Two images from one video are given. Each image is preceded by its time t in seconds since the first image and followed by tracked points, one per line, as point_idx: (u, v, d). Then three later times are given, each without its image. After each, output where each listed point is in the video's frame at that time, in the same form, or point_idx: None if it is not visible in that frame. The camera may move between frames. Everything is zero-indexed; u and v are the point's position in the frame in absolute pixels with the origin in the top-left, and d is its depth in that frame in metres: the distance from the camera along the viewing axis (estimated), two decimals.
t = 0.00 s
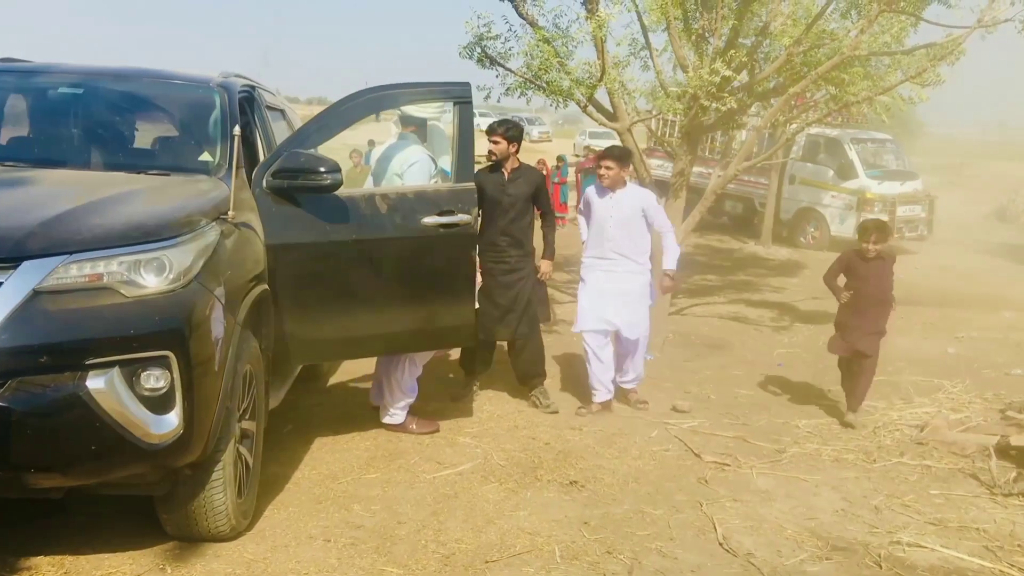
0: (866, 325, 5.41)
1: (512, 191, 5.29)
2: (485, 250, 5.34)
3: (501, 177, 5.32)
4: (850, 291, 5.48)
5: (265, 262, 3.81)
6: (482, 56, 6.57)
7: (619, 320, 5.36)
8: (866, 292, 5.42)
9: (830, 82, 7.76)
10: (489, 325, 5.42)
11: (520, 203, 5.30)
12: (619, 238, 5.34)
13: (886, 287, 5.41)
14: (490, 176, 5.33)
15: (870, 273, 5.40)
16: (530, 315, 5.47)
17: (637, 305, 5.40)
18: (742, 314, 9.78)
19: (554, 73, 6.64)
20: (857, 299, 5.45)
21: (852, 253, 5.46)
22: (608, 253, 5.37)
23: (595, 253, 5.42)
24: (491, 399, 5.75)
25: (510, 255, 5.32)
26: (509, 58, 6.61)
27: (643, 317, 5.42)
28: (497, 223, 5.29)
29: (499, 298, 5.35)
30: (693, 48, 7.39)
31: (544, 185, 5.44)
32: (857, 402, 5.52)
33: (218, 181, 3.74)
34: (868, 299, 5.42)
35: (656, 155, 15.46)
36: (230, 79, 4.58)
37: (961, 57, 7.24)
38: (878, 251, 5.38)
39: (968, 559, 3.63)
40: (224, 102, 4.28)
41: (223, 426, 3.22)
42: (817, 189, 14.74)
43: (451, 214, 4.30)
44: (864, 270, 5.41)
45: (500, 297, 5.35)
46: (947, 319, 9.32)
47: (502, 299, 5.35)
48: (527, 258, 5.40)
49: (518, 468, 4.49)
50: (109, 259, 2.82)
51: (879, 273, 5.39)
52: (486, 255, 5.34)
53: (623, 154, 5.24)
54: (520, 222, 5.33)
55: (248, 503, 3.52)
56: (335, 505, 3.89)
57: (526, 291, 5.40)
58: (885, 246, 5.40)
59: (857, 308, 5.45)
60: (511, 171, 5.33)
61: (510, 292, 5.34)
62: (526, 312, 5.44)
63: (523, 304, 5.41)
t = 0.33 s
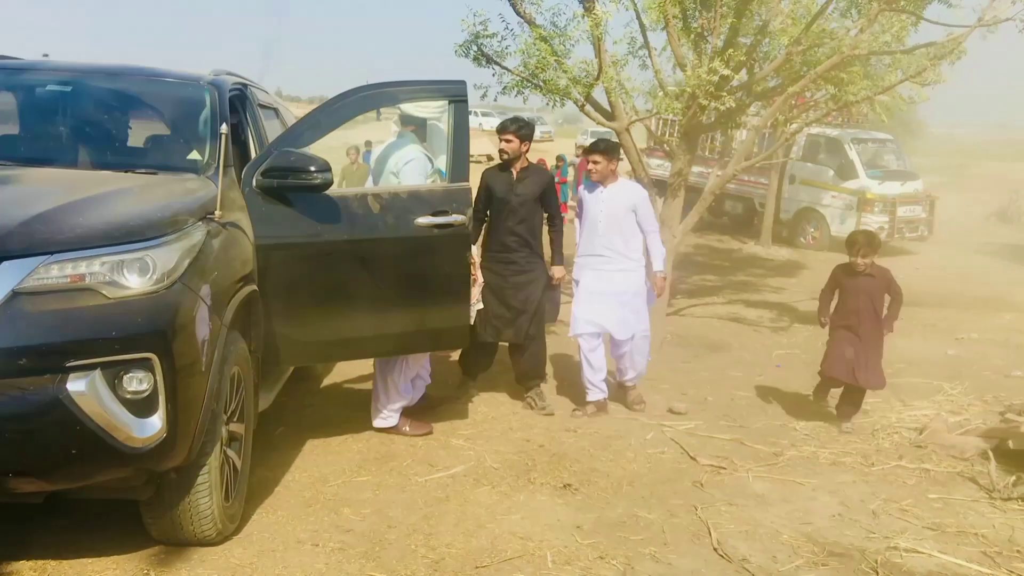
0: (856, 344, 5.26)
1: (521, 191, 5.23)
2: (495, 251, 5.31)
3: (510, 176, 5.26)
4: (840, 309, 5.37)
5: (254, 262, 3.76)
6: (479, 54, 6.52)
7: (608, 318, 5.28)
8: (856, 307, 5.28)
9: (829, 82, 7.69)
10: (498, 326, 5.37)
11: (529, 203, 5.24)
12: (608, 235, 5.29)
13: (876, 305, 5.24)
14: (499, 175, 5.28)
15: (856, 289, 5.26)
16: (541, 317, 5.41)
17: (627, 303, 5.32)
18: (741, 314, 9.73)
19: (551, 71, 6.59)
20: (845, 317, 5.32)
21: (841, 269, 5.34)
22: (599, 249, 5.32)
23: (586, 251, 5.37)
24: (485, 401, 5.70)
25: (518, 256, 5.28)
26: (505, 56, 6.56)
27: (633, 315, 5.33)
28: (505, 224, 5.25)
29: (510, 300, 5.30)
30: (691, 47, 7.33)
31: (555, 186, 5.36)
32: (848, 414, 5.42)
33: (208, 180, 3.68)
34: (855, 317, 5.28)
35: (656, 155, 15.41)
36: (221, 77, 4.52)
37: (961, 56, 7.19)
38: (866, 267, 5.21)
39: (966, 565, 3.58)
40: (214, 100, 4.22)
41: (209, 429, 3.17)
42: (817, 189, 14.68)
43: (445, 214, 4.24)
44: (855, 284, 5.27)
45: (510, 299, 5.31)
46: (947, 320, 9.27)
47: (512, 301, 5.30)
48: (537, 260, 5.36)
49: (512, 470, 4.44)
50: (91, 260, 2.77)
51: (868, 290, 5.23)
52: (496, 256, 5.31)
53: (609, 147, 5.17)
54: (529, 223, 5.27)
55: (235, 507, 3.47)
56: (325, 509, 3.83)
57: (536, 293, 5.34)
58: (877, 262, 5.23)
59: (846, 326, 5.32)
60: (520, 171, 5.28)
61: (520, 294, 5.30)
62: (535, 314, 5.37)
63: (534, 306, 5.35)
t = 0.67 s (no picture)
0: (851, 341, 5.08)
1: (526, 191, 5.17)
2: (500, 252, 5.26)
3: (516, 176, 5.20)
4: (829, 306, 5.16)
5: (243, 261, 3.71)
6: (473, 51, 6.47)
7: (605, 313, 5.23)
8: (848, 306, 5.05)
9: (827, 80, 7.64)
10: (501, 326, 5.34)
11: (535, 204, 5.19)
12: (602, 228, 5.21)
13: (868, 302, 5.04)
14: (504, 174, 5.22)
15: (847, 287, 5.04)
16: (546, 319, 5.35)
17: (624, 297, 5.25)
18: (738, 313, 9.69)
19: (546, 68, 6.55)
20: (835, 316, 5.11)
21: (830, 266, 5.12)
22: (593, 243, 5.25)
23: (580, 246, 5.31)
24: (480, 400, 5.66)
25: (524, 257, 5.23)
26: (500, 53, 6.51)
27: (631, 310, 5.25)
28: (511, 224, 5.21)
29: (513, 300, 5.26)
30: (688, 45, 7.28)
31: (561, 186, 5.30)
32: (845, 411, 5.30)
33: (195, 178, 3.64)
34: (847, 315, 5.07)
35: (653, 153, 15.36)
36: (212, 74, 4.47)
37: (959, 53, 7.15)
38: (856, 264, 5.00)
39: (963, 567, 3.55)
40: (204, 97, 4.17)
41: (197, 431, 3.13)
42: (815, 187, 14.64)
43: (437, 213, 4.20)
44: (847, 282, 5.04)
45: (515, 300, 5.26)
46: (944, 319, 9.24)
47: (517, 302, 5.25)
48: (545, 262, 5.30)
49: (505, 471, 4.40)
50: (75, 259, 2.73)
51: (857, 287, 5.01)
52: (501, 257, 5.27)
53: (602, 139, 5.14)
54: (535, 224, 5.22)
55: (225, 509, 3.43)
56: (316, 510, 3.80)
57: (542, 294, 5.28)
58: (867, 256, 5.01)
59: (837, 325, 5.11)
60: (526, 170, 5.22)
61: (525, 296, 5.25)
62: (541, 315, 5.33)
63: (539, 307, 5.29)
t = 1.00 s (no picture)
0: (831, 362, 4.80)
1: (526, 189, 5.13)
2: (500, 250, 5.22)
3: (515, 174, 5.16)
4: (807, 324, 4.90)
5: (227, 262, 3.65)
6: (460, 48, 6.42)
7: (600, 315, 5.11)
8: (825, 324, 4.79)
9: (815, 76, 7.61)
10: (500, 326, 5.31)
11: (535, 202, 5.14)
12: (593, 227, 5.10)
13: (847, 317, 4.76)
14: (503, 172, 5.17)
15: (824, 301, 4.77)
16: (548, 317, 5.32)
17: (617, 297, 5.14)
18: (726, 311, 9.67)
19: (534, 65, 6.51)
20: (814, 336, 4.85)
21: (805, 279, 4.86)
22: (584, 243, 5.14)
23: (571, 246, 5.19)
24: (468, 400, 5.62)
25: (524, 256, 5.20)
26: (487, 50, 6.46)
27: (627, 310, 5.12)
28: (511, 223, 5.16)
29: (512, 300, 5.23)
30: (676, 42, 7.24)
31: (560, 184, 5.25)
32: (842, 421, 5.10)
33: (177, 177, 3.58)
34: (825, 333, 4.81)
35: (641, 150, 15.33)
36: (194, 71, 4.41)
37: (947, 50, 7.14)
38: (834, 275, 4.72)
39: (954, 567, 3.53)
40: (187, 94, 4.11)
41: (180, 434, 3.08)
42: (803, 184, 14.64)
43: (423, 211, 4.15)
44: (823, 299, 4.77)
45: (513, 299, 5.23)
46: (933, 315, 9.24)
47: (517, 301, 5.22)
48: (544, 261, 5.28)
49: (493, 472, 4.36)
50: (52, 260, 2.68)
51: (835, 302, 4.75)
52: (500, 255, 5.23)
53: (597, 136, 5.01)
54: (535, 222, 5.18)
55: (208, 513, 3.38)
56: (300, 513, 3.75)
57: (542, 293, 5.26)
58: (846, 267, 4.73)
59: (817, 344, 4.84)
60: (526, 168, 5.17)
61: (526, 295, 5.22)
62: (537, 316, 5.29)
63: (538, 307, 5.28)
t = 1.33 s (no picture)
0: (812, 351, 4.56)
1: (516, 188, 5.09)
2: (489, 250, 5.17)
3: (504, 174, 5.12)
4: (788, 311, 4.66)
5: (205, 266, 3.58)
6: (442, 47, 6.37)
7: (587, 317, 5.05)
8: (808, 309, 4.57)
9: (798, 74, 7.60)
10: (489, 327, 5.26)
11: (523, 203, 5.11)
12: (582, 228, 5.07)
13: (834, 301, 4.56)
14: (492, 172, 5.13)
15: (809, 285, 4.56)
16: (541, 316, 5.25)
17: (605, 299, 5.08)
18: (710, 309, 9.67)
19: (516, 64, 6.47)
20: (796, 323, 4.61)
21: (787, 263, 4.66)
22: (572, 244, 5.10)
23: (559, 248, 5.15)
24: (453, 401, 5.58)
25: (513, 256, 5.15)
26: (470, 49, 6.41)
27: (615, 313, 5.05)
28: (500, 223, 5.11)
29: (502, 301, 5.18)
30: (658, 40, 7.21)
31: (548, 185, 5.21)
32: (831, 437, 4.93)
33: (154, 179, 3.51)
34: (808, 320, 4.59)
35: (624, 149, 15.32)
36: (172, 70, 4.34)
37: (929, 47, 7.16)
38: (816, 257, 4.54)
39: (941, 567, 3.51)
40: (164, 94, 4.04)
41: (159, 439, 3.02)
42: (785, 182, 14.68)
43: (402, 211, 4.10)
44: (807, 281, 4.57)
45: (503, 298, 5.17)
46: (916, 313, 9.28)
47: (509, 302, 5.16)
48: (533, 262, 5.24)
49: (478, 474, 4.31)
50: (24, 264, 2.61)
51: (823, 287, 4.57)
52: (488, 256, 5.17)
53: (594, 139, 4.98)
54: (524, 222, 5.13)
55: (188, 520, 3.33)
56: (282, 518, 3.69)
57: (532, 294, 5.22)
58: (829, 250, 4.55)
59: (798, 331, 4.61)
60: (514, 168, 5.14)
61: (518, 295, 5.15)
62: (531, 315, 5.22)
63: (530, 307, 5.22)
